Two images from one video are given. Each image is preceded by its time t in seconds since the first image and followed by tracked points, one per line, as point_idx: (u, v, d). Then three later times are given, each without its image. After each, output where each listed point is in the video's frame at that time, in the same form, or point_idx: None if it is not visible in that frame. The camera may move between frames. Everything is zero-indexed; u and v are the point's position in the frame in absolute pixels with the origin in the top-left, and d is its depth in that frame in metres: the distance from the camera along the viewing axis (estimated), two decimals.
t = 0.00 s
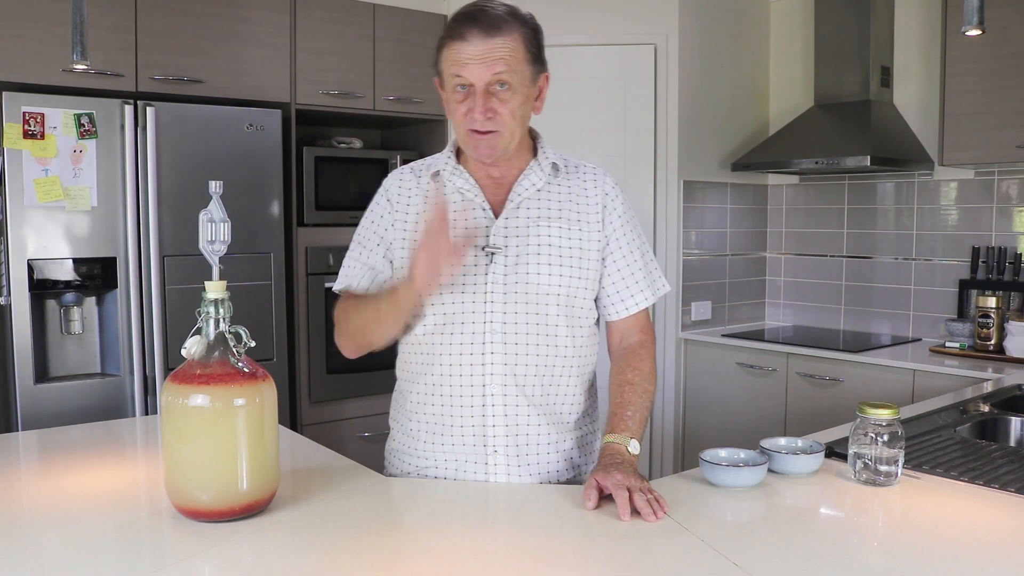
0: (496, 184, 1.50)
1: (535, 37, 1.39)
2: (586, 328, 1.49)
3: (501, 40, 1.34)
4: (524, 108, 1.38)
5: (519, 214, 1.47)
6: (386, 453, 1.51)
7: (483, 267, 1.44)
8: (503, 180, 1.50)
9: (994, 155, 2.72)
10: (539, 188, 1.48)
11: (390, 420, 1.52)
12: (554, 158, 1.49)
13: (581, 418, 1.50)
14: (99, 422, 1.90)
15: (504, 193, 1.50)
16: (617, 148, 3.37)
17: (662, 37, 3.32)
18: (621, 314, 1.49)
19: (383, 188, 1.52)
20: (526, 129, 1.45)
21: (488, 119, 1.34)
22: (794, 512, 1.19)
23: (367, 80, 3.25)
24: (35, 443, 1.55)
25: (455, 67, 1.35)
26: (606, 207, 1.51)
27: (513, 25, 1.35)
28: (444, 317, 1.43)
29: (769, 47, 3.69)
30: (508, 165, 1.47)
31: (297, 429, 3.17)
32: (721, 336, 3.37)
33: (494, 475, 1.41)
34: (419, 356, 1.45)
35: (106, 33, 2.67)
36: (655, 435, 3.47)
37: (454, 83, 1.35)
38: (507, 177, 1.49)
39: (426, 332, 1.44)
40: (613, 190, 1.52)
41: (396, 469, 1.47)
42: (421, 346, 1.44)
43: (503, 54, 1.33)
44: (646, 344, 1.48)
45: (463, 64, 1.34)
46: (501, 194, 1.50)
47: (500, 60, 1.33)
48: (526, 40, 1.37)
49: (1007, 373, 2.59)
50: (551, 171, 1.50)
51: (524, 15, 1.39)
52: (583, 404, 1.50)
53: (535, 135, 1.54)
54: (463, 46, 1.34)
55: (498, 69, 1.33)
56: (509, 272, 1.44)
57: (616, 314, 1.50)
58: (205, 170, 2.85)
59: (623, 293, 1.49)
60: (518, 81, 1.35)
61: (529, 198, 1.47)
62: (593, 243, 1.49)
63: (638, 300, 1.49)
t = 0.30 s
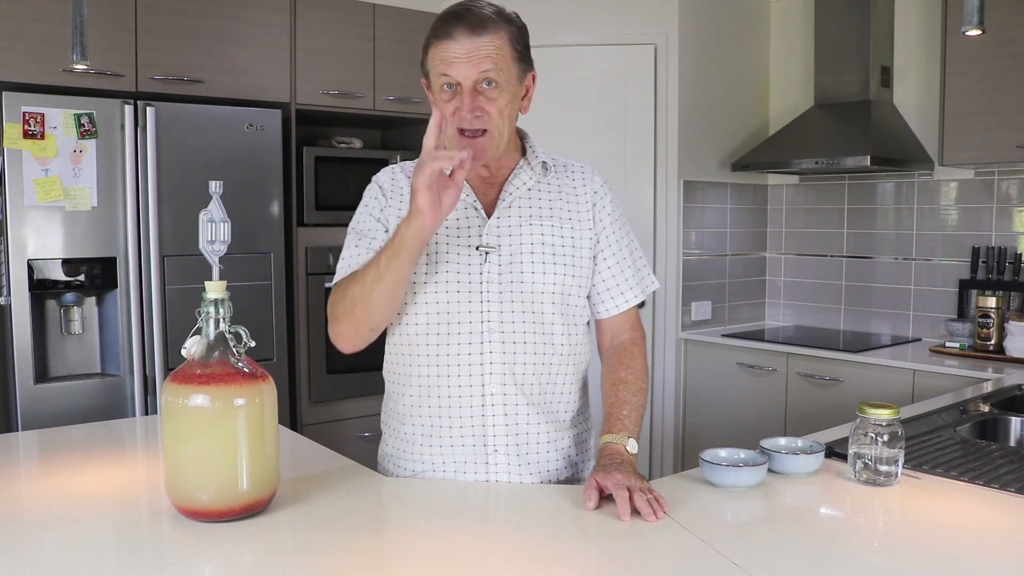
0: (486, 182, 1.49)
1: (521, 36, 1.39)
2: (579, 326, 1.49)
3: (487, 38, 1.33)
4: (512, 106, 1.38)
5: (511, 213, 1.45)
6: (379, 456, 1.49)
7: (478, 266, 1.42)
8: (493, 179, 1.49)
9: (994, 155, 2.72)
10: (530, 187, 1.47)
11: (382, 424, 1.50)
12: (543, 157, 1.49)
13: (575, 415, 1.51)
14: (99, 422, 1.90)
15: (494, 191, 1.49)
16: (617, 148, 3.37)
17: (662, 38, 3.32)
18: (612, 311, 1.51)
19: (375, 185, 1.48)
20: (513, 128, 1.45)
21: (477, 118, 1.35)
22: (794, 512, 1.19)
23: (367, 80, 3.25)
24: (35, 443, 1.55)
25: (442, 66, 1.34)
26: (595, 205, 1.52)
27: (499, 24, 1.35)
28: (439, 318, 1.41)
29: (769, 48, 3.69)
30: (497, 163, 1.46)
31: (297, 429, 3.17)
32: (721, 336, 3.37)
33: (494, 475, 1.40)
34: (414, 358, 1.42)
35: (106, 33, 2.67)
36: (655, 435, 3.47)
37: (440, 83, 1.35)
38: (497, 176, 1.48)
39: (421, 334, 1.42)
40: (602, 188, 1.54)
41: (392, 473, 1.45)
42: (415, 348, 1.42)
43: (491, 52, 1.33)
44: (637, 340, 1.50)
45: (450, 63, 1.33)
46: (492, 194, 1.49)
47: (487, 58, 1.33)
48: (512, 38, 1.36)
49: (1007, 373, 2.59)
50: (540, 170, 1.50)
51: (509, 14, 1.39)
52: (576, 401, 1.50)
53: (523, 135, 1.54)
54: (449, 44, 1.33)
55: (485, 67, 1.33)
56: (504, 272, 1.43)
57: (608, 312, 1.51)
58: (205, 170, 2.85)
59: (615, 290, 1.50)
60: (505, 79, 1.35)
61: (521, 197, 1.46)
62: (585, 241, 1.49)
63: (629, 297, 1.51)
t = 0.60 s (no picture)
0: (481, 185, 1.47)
1: (525, 32, 1.40)
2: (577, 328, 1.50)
3: (491, 28, 1.34)
4: (513, 100, 1.38)
5: (508, 215, 1.45)
6: (377, 462, 1.48)
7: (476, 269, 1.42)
8: (488, 182, 1.47)
9: (994, 155, 2.72)
10: (526, 188, 1.47)
11: (380, 429, 1.49)
12: (539, 158, 1.49)
13: (573, 417, 1.51)
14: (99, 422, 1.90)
15: (490, 194, 1.48)
16: (617, 148, 3.37)
17: (662, 38, 3.32)
18: (607, 312, 1.51)
19: (364, 194, 1.48)
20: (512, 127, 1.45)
21: (477, 106, 1.34)
22: (794, 512, 1.19)
23: (367, 80, 3.25)
24: (35, 443, 1.55)
25: (445, 52, 1.34)
26: (591, 206, 1.52)
27: (504, 17, 1.36)
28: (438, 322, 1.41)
29: (769, 47, 3.69)
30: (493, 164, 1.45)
31: (297, 429, 3.17)
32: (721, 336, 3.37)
33: (496, 477, 1.40)
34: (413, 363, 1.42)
35: (106, 33, 2.67)
36: (655, 435, 3.47)
37: (442, 71, 1.35)
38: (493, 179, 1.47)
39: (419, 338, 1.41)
40: (596, 189, 1.54)
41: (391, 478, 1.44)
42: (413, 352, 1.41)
43: (494, 41, 1.33)
44: (630, 341, 1.50)
45: (454, 49, 1.33)
46: (488, 197, 1.47)
47: (491, 47, 1.34)
48: (516, 32, 1.37)
49: (1007, 373, 2.59)
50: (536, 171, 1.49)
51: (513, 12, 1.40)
52: (574, 403, 1.51)
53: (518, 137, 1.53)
54: (453, 32, 1.34)
55: (488, 55, 1.33)
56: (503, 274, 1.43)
57: (604, 313, 1.51)
58: (205, 170, 2.85)
59: (611, 291, 1.50)
60: (507, 70, 1.35)
61: (517, 200, 1.46)
62: (581, 242, 1.49)
63: (625, 298, 1.51)
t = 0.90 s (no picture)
0: (472, 186, 1.48)
1: (518, 32, 1.40)
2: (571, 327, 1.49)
3: (484, 26, 1.34)
4: (506, 97, 1.38)
5: (499, 216, 1.45)
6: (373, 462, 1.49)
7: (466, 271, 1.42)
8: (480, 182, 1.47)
9: (994, 155, 2.72)
10: (517, 189, 1.46)
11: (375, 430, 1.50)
12: (530, 158, 1.48)
13: (568, 416, 1.51)
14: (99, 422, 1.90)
15: (481, 194, 1.48)
16: (617, 148, 3.37)
17: (662, 38, 3.32)
18: (602, 312, 1.50)
19: (355, 198, 1.48)
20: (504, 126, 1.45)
21: (470, 104, 1.34)
22: (794, 512, 1.19)
23: (367, 80, 3.25)
24: (35, 443, 1.55)
25: (438, 50, 1.34)
26: (583, 205, 1.51)
27: (496, 16, 1.36)
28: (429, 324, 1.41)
29: (769, 48, 3.69)
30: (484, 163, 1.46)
31: (297, 429, 3.17)
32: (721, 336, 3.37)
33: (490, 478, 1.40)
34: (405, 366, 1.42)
35: (106, 33, 2.67)
36: (655, 436, 3.47)
37: (435, 68, 1.35)
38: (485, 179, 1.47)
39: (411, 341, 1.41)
40: (589, 187, 1.53)
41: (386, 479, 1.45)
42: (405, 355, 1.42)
43: (486, 39, 1.34)
44: (629, 339, 1.49)
45: (446, 47, 1.34)
46: (480, 198, 1.47)
47: (483, 44, 1.34)
48: (509, 32, 1.38)
49: (1007, 373, 2.59)
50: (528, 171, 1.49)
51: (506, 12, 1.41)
52: (569, 403, 1.50)
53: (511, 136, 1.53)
54: (446, 29, 1.34)
55: (481, 53, 1.34)
56: (494, 276, 1.43)
57: (599, 312, 1.50)
58: (204, 170, 2.85)
59: (605, 290, 1.50)
60: (500, 68, 1.36)
61: (509, 200, 1.46)
62: (574, 241, 1.49)
63: (620, 297, 1.50)
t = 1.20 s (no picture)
0: (464, 186, 1.48)
1: (509, 39, 1.39)
2: (564, 325, 1.49)
3: (479, 40, 1.33)
4: (500, 109, 1.38)
5: (492, 216, 1.45)
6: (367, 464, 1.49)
7: (461, 271, 1.42)
8: (472, 182, 1.48)
9: (994, 155, 2.72)
10: (509, 189, 1.47)
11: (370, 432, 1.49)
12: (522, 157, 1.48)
13: (563, 414, 1.51)
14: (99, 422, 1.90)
15: (473, 195, 1.48)
16: (617, 148, 3.37)
17: (662, 38, 3.32)
18: (594, 309, 1.51)
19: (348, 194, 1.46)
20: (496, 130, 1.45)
21: (467, 119, 1.34)
22: (794, 512, 1.19)
23: (367, 80, 3.25)
24: (35, 443, 1.55)
25: (433, 65, 1.33)
26: (575, 203, 1.52)
27: (490, 26, 1.35)
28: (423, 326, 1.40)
29: (769, 47, 3.69)
30: (477, 167, 1.45)
31: (297, 429, 3.18)
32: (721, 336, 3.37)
33: (487, 477, 1.40)
34: (400, 368, 1.42)
35: (106, 33, 2.67)
36: (655, 435, 3.47)
37: (429, 82, 1.33)
38: (477, 179, 1.47)
39: (406, 342, 1.41)
40: (581, 186, 1.54)
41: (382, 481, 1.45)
42: (400, 357, 1.41)
43: (482, 54, 1.33)
44: (623, 337, 1.50)
45: (442, 63, 1.32)
46: (473, 198, 1.48)
47: (479, 59, 1.33)
48: (502, 41, 1.37)
49: (1007, 373, 2.59)
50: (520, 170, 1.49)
51: (498, 18, 1.39)
52: (563, 400, 1.51)
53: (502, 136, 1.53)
54: (440, 43, 1.32)
55: (478, 69, 1.33)
56: (488, 275, 1.43)
57: (591, 310, 1.51)
58: (204, 170, 2.85)
59: (598, 288, 1.50)
60: (495, 81, 1.35)
61: (501, 200, 1.46)
62: (566, 240, 1.49)
63: (612, 295, 1.51)
